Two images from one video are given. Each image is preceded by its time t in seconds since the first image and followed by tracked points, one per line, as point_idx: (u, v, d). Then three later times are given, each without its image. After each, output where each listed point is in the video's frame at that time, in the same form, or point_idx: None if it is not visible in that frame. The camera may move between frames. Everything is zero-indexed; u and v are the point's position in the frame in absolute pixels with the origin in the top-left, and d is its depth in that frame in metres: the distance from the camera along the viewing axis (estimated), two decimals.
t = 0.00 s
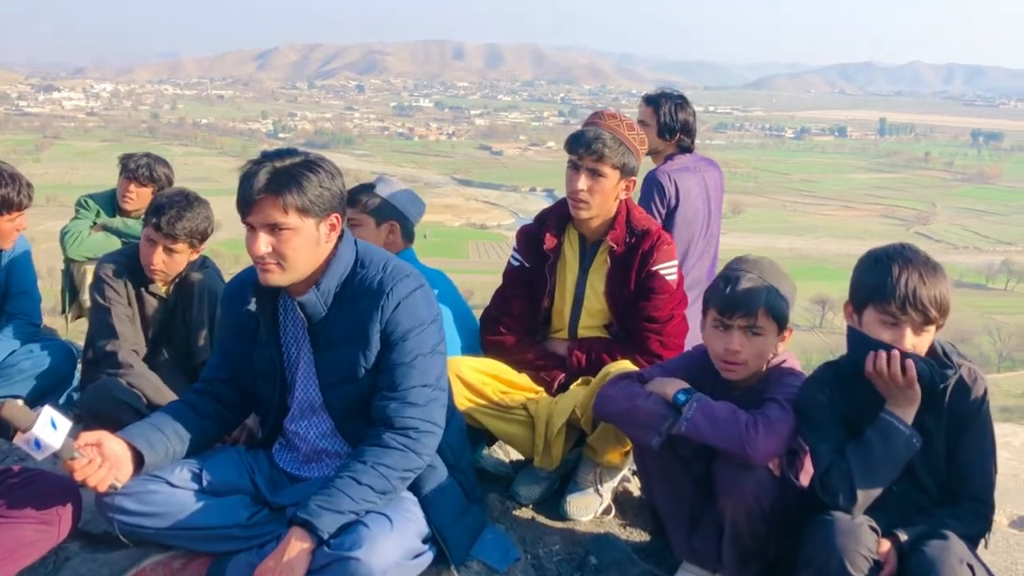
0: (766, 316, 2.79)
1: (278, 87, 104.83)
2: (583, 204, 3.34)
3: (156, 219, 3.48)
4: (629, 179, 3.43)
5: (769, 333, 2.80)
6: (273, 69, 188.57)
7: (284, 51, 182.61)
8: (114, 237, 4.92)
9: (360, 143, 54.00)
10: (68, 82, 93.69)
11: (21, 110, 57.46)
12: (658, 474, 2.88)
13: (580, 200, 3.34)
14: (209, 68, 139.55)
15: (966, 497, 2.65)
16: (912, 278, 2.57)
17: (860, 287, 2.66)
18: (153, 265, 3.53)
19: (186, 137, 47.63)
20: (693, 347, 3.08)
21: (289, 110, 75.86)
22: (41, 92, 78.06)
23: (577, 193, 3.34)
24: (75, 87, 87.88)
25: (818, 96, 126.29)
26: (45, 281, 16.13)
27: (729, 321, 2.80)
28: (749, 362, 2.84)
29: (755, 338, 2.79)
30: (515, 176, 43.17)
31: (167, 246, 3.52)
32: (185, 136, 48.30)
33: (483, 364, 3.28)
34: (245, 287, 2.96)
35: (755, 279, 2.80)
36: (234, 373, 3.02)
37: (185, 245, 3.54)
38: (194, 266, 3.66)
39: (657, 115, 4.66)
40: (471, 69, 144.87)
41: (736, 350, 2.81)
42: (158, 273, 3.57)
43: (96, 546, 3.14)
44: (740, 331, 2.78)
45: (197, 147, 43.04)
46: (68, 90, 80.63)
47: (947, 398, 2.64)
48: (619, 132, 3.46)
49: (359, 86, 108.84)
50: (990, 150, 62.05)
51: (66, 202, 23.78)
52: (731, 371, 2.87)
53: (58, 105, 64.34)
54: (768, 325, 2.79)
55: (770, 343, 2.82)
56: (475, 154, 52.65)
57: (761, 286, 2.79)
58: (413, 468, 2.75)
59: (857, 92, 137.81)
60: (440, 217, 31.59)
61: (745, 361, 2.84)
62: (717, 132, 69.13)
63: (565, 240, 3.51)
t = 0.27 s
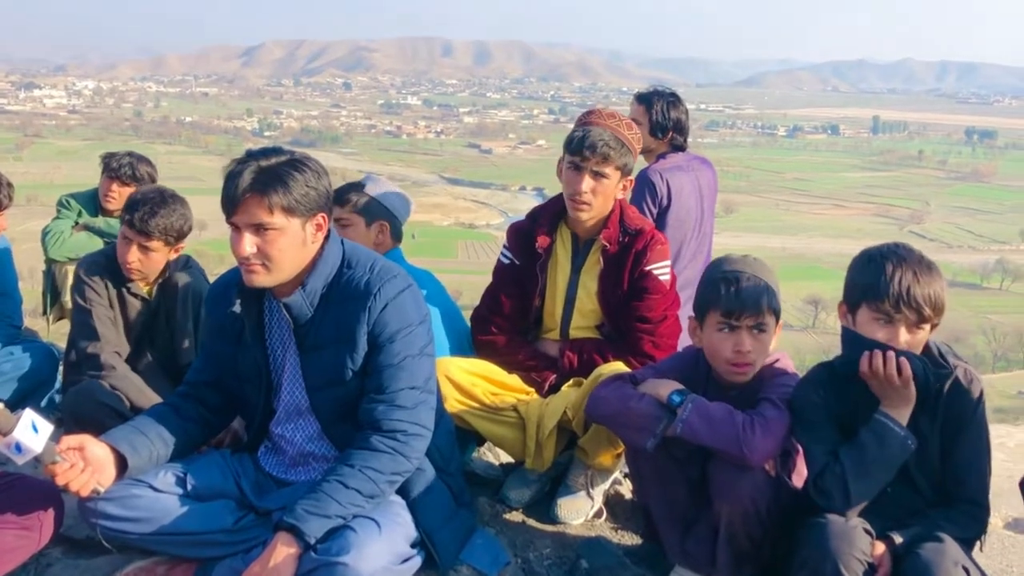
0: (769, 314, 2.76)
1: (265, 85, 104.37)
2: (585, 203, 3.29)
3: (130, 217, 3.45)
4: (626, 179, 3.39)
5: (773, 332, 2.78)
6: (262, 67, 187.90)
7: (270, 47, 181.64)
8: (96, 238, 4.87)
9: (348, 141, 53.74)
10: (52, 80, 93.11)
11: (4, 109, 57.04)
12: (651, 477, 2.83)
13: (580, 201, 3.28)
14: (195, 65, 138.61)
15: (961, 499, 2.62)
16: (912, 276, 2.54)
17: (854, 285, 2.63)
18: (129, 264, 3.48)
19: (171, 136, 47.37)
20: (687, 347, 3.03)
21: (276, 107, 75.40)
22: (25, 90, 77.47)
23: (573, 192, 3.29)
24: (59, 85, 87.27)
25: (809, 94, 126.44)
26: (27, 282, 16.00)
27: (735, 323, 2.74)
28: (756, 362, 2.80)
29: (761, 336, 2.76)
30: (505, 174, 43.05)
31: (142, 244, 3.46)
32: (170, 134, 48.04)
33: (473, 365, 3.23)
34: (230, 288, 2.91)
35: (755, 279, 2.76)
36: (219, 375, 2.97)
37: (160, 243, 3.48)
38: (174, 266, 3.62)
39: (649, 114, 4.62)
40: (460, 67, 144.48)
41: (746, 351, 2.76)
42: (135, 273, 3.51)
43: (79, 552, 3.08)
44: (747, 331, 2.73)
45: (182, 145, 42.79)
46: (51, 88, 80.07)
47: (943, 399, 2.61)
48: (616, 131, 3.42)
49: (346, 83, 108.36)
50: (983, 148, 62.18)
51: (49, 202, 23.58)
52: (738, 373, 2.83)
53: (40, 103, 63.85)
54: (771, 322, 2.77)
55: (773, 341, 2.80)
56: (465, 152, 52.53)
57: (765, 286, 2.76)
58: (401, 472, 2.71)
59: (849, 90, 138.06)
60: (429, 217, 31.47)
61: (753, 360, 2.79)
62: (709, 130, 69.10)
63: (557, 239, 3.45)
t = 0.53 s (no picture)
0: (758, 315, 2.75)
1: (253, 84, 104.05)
2: (576, 204, 3.27)
3: (113, 217, 3.42)
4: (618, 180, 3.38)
5: (763, 333, 2.77)
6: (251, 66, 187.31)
7: (259, 46, 180.94)
8: (81, 238, 4.87)
9: (336, 141, 53.58)
10: (37, 79, 92.55)
11: None
12: (640, 478, 2.82)
13: (572, 201, 3.26)
14: (183, 64, 137.95)
15: (952, 500, 2.61)
16: (903, 275, 2.54)
17: (844, 286, 2.62)
18: (112, 265, 3.44)
19: (156, 135, 47.15)
20: (676, 347, 3.02)
21: (263, 106, 75.10)
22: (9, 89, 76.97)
23: (564, 193, 3.27)
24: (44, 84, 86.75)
25: (799, 94, 126.67)
26: (11, 283, 15.90)
27: (723, 323, 2.73)
28: (746, 363, 2.80)
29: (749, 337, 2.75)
30: (494, 174, 43.02)
31: (126, 245, 3.43)
32: (156, 134, 47.82)
33: (462, 366, 3.20)
34: (217, 289, 2.89)
35: (742, 281, 2.75)
36: (206, 377, 2.94)
37: (144, 244, 3.45)
38: (158, 267, 3.59)
39: (639, 115, 4.62)
40: (450, 66, 144.26)
41: (735, 352, 2.75)
42: (119, 274, 3.48)
43: (64, 555, 3.05)
44: (735, 333, 2.72)
45: (168, 145, 42.60)
46: (35, 87, 79.59)
47: (934, 398, 2.60)
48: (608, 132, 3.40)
49: (333, 82, 108.03)
50: (972, 148, 62.40)
51: (33, 202, 23.41)
52: (727, 376, 2.82)
53: (26, 102, 63.48)
54: (760, 323, 2.76)
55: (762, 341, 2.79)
56: (454, 152, 52.46)
57: (755, 287, 2.75)
58: (390, 474, 2.69)
59: (840, 89, 138.42)
60: (418, 217, 31.41)
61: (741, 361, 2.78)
62: (699, 130, 69.17)
63: (548, 239, 3.43)
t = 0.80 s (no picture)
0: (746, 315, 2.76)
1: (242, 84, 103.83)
2: (565, 205, 3.27)
3: (101, 218, 3.41)
4: (608, 180, 3.37)
5: (750, 335, 2.78)
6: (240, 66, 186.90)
7: (248, 46, 180.67)
8: (68, 240, 4.84)
9: (324, 142, 53.52)
10: (23, 79, 92.12)
11: None
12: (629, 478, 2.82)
13: (561, 202, 3.27)
14: (171, 65, 137.54)
15: (941, 500, 2.61)
16: (886, 271, 2.56)
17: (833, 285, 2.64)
18: (100, 266, 3.43)
19: (144, 136, 46.99)
20: (664, 347, 3.03)
21: (251, 107, 74.95)
22: None
23: (555, 194, 3.27)
24: (31, 84, 86.42)
25: (789, 94, 127.08)
26: None
27: (711, 325, 2.74)
28: (733, 364, 2.80)
29: (736, 337, 2.75)
30: (483, 175, 43.06)
31: (114, 247, 3.42)
32: (143, 135, 47.66)
33: (452, 367, 3.19)
34: (206, 290, 2.88)
35: (732, 283, 2.75)
36: (194, 378, 2.93)
37: (133, 245, 3.44)
38: (147, 268, 3.58)
39: (627, 115, 4.62)
40: (439, 67, 144.29)
41: (722, 354, 2.76)
42: (107, 274, 3.46)
43: (52, 557, 3.03)
44: (723, 335, 2.72)
45: (156, 146, 42.48)
46: (21, 87, 79.20)
47: (923, 399, 2.61)
48: (596, 131, 3.41)
49: (322, 82, 107.82)
50: (960, 148, 62.72)
51: (19, 204, 23.32)
52: (714, 377, 2.82)
53: (13, 103, 63.19)
54: (749, 325, 2.76)
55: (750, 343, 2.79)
56: (443, 152, 52.45)
57: (743, 286, 2.76)
58: (380, 475, 2.69)
59: (829, 89, 138.97)
60: (407, 218, 31.41)
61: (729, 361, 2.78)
62: (688, 130, 69.34)
63: (538, 240, 3.43)
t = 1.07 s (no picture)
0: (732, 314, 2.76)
1: (230, 84, 103.58)
2: (554, 206, 3.27)
3: (88, 218, 3.40)
4: (596, 181, 3.37)
5: (734, 333, 2.77)
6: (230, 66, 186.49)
7: (237, 46, 180.28)
8: (57, 241, 4.83)
9: (313, 142, 53.45)
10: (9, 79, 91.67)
11: None
12: (617, 478, 2.83)
13: (549, 203, 3.26)
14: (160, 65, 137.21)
15: (929, 499, 2.62)
16: (857, 268, 2.58)
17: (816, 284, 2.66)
18: (88, 267, 3.41)
19: (130, 136, 46.84)
20: (653, 348, 3.03)
21: (240, 108, 74.78)
22: None
23: (544, 195, 3.27)
24: (17, 84, 86.01)
25: (778, 94, 127.46)
26: None
27: (696, 323, 2.74)
28: (719, 362, 2.79)
29: (720, 337, 2.75)
30: (472, 175, 43.07)
31: (102, 247, 3.40)
32: (130, 135, 47.50)
33: (442, 368, 3.18)
34: (195, 292, 2.87)
35: (717, 283, 2.75)
36: (183, 379, 2.92)
37: (121, 245, 3.42)
38: (135, 269, 3.57)
39: (616, 116, 4.63)
40: (429, 68, 144.30)
41: (706, 353, 2.76)
42: (94, 275, 3.45)
43: (40, 560, 3.02)
44: (707, 333, 2.72)
45: (143, 146, 42.37)
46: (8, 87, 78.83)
47: (911, 399, 2.61)
48: (585, 131, 3.40)
49: (310, 83, 107.59)
50: (948, 148, 63.03)
51: (5, 205, 23.22)
52: (700, 375, 2.82)
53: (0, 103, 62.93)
54: (733, 324, 2.76)
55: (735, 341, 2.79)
56: (433, 152, 52.45)
57: (726, 285, 2.76)
58: (369, 476, 2.69)
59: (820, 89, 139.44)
60: (396, 218, 31.41)
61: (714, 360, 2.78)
62: (678, 130, 69.52)
63: (529, 241, 3.43)
